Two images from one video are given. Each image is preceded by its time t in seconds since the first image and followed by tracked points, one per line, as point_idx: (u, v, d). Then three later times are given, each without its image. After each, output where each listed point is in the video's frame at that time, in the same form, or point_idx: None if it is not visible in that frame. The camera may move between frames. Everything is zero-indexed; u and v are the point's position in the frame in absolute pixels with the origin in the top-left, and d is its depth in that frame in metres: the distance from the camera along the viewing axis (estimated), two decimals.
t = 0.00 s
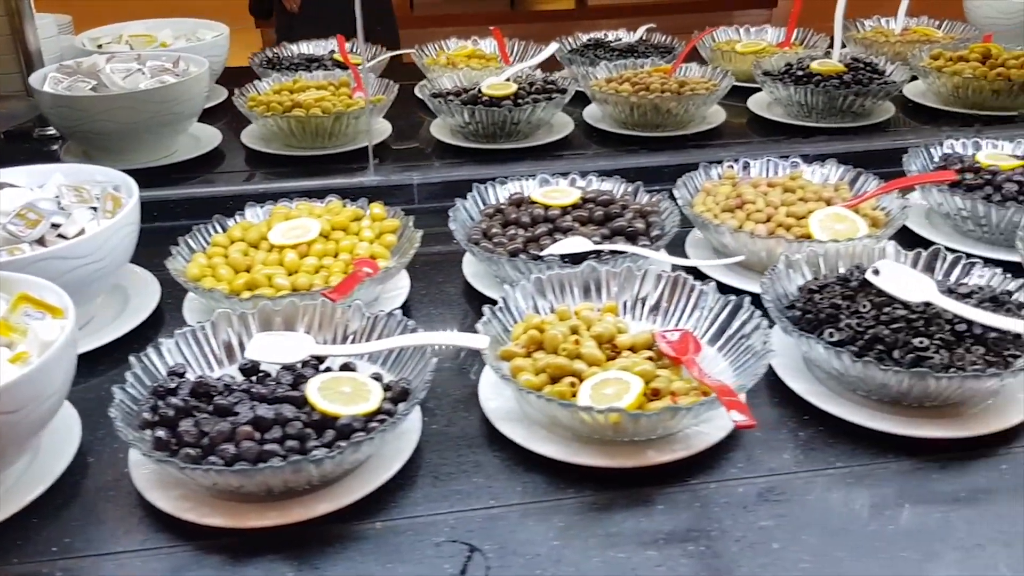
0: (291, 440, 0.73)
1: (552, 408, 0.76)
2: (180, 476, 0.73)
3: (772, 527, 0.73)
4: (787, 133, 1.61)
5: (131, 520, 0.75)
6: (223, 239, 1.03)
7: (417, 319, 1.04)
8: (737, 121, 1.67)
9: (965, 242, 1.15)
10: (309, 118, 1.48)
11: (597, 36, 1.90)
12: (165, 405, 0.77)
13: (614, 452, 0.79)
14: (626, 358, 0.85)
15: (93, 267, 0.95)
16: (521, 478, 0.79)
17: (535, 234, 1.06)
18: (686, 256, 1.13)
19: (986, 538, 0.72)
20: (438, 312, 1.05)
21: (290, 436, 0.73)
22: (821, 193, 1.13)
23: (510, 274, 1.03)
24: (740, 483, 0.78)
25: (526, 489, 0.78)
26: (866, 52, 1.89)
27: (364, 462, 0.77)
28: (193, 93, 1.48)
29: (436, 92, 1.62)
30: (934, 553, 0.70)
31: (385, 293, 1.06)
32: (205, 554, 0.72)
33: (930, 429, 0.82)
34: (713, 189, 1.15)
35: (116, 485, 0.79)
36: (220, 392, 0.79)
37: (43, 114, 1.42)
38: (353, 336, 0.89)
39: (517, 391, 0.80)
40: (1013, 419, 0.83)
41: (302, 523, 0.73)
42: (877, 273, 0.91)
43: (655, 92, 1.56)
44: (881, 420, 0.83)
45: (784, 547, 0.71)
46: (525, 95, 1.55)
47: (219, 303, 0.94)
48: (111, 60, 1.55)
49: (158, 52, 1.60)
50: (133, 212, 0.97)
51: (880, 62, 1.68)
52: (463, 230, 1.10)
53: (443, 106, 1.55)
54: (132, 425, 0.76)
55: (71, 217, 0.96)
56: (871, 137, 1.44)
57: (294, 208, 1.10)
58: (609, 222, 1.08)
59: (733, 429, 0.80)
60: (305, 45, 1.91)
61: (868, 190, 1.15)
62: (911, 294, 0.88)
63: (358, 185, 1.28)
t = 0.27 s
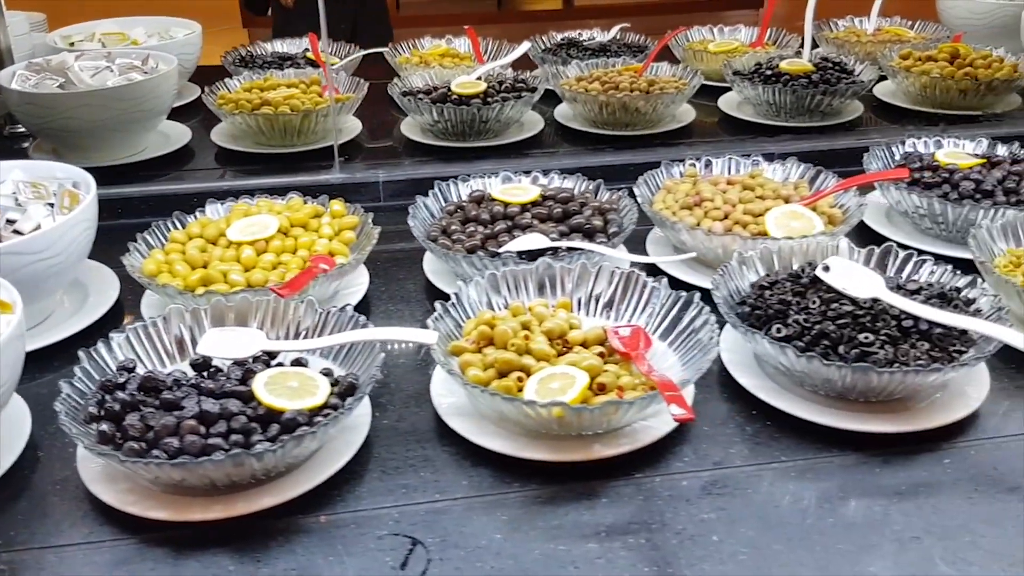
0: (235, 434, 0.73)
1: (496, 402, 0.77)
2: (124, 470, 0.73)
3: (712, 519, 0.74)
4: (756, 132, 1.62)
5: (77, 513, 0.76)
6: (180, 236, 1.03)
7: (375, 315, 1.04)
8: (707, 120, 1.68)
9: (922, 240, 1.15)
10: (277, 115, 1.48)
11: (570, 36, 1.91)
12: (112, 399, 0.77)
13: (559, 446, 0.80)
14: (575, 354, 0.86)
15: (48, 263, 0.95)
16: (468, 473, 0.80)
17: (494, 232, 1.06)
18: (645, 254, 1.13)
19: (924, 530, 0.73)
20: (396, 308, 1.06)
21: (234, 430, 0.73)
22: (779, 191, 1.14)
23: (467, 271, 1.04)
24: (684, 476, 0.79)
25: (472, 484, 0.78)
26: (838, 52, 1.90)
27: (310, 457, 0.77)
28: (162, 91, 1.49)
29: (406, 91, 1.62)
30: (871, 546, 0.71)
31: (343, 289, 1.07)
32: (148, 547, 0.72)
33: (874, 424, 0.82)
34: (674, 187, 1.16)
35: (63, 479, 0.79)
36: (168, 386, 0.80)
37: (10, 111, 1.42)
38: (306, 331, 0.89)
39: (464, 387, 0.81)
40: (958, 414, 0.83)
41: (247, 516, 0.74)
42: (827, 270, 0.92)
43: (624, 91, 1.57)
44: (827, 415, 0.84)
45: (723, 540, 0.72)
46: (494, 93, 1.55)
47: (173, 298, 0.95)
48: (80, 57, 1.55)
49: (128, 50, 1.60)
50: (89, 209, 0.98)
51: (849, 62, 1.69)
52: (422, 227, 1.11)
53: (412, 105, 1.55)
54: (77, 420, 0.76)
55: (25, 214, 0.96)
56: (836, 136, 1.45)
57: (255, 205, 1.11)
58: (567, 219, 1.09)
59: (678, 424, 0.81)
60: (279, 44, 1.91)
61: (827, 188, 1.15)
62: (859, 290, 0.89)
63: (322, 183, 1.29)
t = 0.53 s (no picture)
0: (206, 428, 0.75)
1: (462, 398, 0.78)
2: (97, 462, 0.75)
3: (672, 515, 0.75)
4: (745, 133, 1.62)
5: (52, 504, 0.78)
6: (165, 235, 1.06)
7: (355, 313, 1.06)
8: (697, 121, 1.69)
9: (902, 241, 1.16)
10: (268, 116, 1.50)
11: (565, 38, 1.93)
12: (87, 393, 0.79)
13: (524, 443, 0.81)
14: (544, 351, 0.87)
15: (34, 262, 0.97)
16: (435, 468, 0.81)
17: (473, 232, 1.07)
18: (625, 254, 1.14)
19: (880, 526, 0.74)
20: (376, 307, 1.07)
21: (204, 424, 0.75)
22: (757, 192, 1.15)
23: (446, 271, 1.05)
24: (647, 472, 0.80)
25: (439, 478, 0.80)
26: (832, 54, 1.90)
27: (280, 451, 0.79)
28: (157, 93, 1.51)
29: (399, 92, 1.64)
30: (826, 541, 0.72)
31: (324, 288, 1.08)
32: (119, 538, 0.74)
33: (836, 422, 0.83)
34: (655, 188, 1.17)
35: (41, 471, 0.81)
36: (144, 381, 0.82)
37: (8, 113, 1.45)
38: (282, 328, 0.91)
39: (432, 383, 0.82)
40: (921, 413, 0.84)
41: (216, 508, 0.76)
42: (796, 270, 0.93)
43: (614, 92, 1.58)
44: (791, 413, 0.85)
45: (680, 535, 0.73)
46: (484, 94, 1.57)
47: (154, 297, 0.97)
48: (77, 59, 1.58)
49: (125, 52, 1.63)
50: (74, 208, 1.00)
51: (840, 64, 1.70)
52: (404, 227, 1.12)
53: (404, 106, 1.57)
54: (52, 414, 0.78)
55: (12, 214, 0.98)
56: (823, 137, 1.45)
57: (240, 205, 1.13)
58: (546, 220, 1.10)
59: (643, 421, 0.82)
60: (276, 46, 1.93)
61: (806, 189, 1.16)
62: (827, 290, 0.90)
63: (310, 184, 1.31)
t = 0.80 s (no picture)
0: (181, 421, 0.76)
1: (432, 393, 0.80)
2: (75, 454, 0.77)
3: (637, 509, 0.76)
4: (738, 134, 1.63)
5: (32, 495, 0.79)
6: (153, 233, 1.08)
7: (339, 310, 1.08)
8: (691, 122, 1.69)
9: (885, 241, 1.16)
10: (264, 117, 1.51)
11: (562, 40, 1.94)
12: (68, 387, 0.81)
13: (494, 438, 0.83)
14: (518, 348, 0.88)
15: (25, 259, 0.99)
16: (408, 462, 0.82)
17: (457, 231, 1.09)
18: (608, 253, 1.16)
19: (842, 522, 0.75)
20: (360, 304, 1.09)
21: (180, 418, 0.76)
22: (740, 192, 1.16)
23: (428, 270, 1.06)
24: (616, 467, 0.81)
25: (410, 472, 0.81)
26: (827, 55, 1.90)
27: (254, 445, 0.81)
28: (155, 94, 1.53)
29: (394, 93, 1.66)
30: (788, 536, 0.73)
31: (309, 285, 1.10)
32: (95, 528, 0.75)
33: (804, 420, 0.84)
34: (639, 188, 1.18)
35: (23, 461, 0.83)
36: (124, 375, 0.83)
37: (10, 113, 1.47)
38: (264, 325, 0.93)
39: (406, 379, 0.84)
40: (890, 409, 0.85)
41: (190, 500, 0.77)
42: (770, 269, 0.94)
43: (606, 93, 1.59)
44: (761, 410, 0.85)
45: (644, 529, 0.74)
46: (477, 95, 1.58)
47: (140, 293, 0.99)
48: (77, 61, 1.60)
49: (125, 53, 1.65)
50: (64, 206, 1.02)
51: (833, 65, 1.70)
52: (389, 225, 1.14)
53: (398, 107, 1.59)
54: (32, 407, 0.80)
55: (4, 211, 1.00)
56: (812, 138, 1.46)
57: (228, 204, 1.15)
58: (529, 220, 1.11)
59: (613, 417, 0.83)
60: (276, 48, 1.96)
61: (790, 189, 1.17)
62: (800, 289, 0.91)
63: (301, 183, 1.33)
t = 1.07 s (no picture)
0: (151, 422, 0.77)
1: (401, 394, 0.80)
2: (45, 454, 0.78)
3: (603, 510, 0.77)
4: (724, 137, 1.63)
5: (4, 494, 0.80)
6: (134, 235, 1.08)
7: (317, 312, 1.08)
8: (678, 124, 1.70)
9: (864, 243, 1.16)
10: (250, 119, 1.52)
11: (551, 42, 1.94)
12: (40, 387, 0.81)
13: (463, 439, 0.83)
14: (490, 349, 0.88)
15: (5, 260, 1.00)
16: (378, 462, 0.83)
17: (436, 232, 1.09)
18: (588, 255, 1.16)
19: (807, 523, 0.75)
20: (339, 305, 1.09)
21: (150, 418, 0.77)
22: (719, 195, 1.16)
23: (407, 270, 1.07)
24: (585, 468, 0.82)
25: (380, 473, 0.82)
26: (816, 58, 1.90)
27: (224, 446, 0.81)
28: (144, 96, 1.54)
29: (382, 95, 1.66)
30: (752, 537, 0.73)
31: (289, 287, 1.11)
32: (64, 527, 0.76)
33: (772, 421, 0.84)
34: (619, 190, 1.19)
35: None
36: (98, 376, 0.84)
37: None
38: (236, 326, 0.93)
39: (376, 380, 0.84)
40: (859, 411, 0.85)
41: (160, 500, 0.78)
42: (743, 271, 0.95)
43: (592, 95, 1.60)
44: (730, 411, 0.86)
45: (609, 529, 0.74)
46: (463, 97, 1.59)
47: (118, 295, 0.99)
48: (66, 63, 1.61)
49: (115, 56, 1.66)
50: (45, 207, 1.03)
51: (820, 68, 1.70)
52: (368, 227, 1.14)
53: (385, 110, 1.59)
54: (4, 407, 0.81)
55: None
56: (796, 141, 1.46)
57: (209, 206, 1.15)
58: (507, 222, 1.12)
59: (582, 418, 0.83)
60: (266, 50, 1.96)
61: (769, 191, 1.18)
62: (772, 291, 0.91)
63: (285, 185, 1.33)
